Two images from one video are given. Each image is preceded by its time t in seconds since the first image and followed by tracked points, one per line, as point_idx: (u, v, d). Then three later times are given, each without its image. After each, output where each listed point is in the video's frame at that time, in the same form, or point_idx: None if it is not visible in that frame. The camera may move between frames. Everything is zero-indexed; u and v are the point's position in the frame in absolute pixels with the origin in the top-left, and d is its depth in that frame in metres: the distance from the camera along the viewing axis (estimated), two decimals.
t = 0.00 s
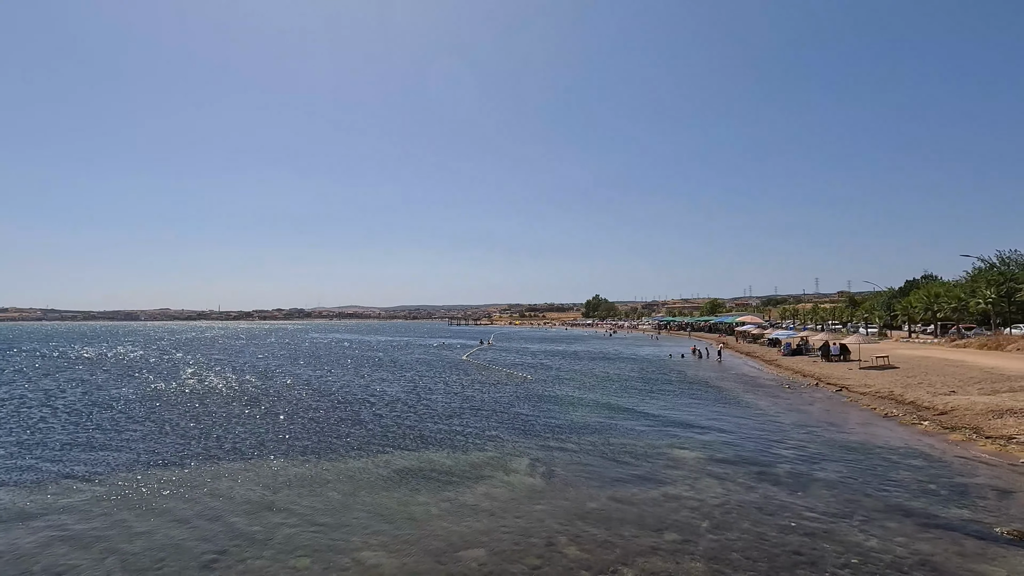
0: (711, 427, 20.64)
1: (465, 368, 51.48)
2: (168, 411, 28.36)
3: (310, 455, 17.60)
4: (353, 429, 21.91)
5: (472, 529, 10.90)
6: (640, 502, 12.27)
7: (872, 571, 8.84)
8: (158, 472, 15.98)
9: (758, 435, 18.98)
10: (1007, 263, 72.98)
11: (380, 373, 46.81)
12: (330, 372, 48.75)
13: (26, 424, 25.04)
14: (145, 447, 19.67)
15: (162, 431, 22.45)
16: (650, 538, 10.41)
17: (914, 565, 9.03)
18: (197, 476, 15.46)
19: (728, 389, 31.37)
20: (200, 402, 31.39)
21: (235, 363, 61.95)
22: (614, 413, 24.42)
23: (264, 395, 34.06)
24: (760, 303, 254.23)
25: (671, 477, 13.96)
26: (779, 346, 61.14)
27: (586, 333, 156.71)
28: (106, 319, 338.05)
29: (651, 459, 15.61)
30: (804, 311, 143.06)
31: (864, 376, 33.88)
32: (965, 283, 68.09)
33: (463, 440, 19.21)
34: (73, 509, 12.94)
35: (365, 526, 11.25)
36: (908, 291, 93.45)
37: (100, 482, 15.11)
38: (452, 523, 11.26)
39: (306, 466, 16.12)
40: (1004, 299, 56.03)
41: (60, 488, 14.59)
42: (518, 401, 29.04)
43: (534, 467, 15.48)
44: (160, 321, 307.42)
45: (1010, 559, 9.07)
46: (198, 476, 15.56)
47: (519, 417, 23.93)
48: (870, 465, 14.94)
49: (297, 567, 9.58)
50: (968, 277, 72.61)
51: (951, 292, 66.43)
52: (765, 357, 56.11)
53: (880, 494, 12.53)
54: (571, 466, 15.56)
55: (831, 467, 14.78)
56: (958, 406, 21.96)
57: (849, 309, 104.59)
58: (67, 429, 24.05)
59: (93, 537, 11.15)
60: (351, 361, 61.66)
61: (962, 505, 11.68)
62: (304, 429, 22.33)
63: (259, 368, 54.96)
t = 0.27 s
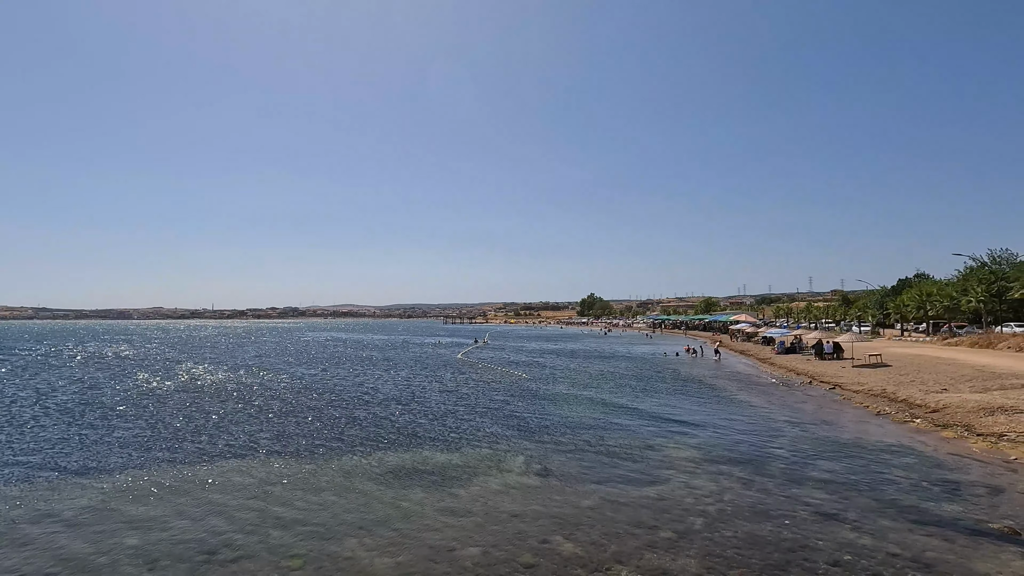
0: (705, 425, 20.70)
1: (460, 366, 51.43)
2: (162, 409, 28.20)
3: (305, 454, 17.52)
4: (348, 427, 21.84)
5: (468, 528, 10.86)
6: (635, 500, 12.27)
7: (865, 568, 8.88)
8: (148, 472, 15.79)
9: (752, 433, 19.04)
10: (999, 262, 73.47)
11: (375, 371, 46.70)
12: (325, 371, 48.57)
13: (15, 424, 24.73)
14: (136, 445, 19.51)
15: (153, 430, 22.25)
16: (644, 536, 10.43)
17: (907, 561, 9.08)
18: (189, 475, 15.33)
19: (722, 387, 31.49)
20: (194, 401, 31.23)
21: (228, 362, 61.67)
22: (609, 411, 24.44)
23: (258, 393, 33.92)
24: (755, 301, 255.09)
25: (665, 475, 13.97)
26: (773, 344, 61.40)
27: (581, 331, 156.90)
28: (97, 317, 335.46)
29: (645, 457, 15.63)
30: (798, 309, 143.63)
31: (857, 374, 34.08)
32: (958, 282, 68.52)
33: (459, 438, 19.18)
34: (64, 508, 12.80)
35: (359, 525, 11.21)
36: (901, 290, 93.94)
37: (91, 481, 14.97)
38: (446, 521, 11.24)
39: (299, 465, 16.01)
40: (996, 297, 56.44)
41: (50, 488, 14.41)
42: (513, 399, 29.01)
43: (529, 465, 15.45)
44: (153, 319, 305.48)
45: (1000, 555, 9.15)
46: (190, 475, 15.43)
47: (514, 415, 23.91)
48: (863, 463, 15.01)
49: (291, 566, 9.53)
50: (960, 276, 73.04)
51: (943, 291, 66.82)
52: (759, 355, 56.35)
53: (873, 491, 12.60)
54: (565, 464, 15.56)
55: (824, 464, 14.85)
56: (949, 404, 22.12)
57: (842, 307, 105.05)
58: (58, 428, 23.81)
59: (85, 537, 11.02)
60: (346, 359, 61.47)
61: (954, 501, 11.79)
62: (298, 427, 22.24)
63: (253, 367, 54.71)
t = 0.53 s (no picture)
0: (699, 423, 20.78)
1: (455, 365, 51.33)
2: (155, 408, 28.03)
3: (299, 453, 17.44)
4: (343, 425, 21.77)
5: (462, 526, 10.85)
6: (629, 497, 12.31)
7: (857, 564, 8.95)
8: (140, 472, 15.69)
9: (745, 431, 19.13)
10: (989, 261, 74.10)
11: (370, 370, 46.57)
12: (319, 369, 48.38)
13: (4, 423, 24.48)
14: (128, 444, 19.38)
15: (146, 429, 22.12)
16: (638, 531, 10.46)
17: (898, 557, 9.15)
18: (180, 474, 15.25)
19: (715, 386, 31.63)
20: (187, 399, 31.05)
21: (222, 360, 61.35)
22: (604, 409, 24.48)
23: (252, 392, 33.72)
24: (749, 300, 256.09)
25: (659, 473, 14.02)
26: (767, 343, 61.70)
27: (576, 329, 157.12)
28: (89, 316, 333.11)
29: (638, 456, 15.70)
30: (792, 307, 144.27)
31: (849, 372, 34.31)
32: (949, 281, 69.03)
33: (454, 436, 19.16)
34: (53, 508, 12.65)
35: (354, 523, 11.19)
36: (893, 288, 94.51)
37: (79, 481, 14.79)
38: (441, 519, 11.24)
39: (292, 464, 15.99)
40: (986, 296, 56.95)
41: (40, 487, 14.27)
42: (509, 397, 29.00)
43: (524, 463, 15.46)
44: (145, 318, 303.19)
45: (990, 551, 9.24)
46: (180, 474, 15.33)
47: (509, 414, 23.89)
48: (855, 460, 15.11)
49: (284, 564, 9.50)
50: (952, 274, 73.58)
51: (935, 289, 67.31)
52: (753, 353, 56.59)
53: (865, 488, 12.69)
54: (559, 462, 15.62)
55: (817, 462, 14.95)
56: (940, 402, 22.30)
57: (835, 305, 105.61)
58: (48, 426, 23.61)
59: (74, 537, 10.91)
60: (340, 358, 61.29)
61: (944, 498, 11.89)
62: (293, 426, 22.15)
63: (247, 365, 54.44)
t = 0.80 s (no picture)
0: (693, 421, 20.88)
1: (449, 363, 51.32)
2: (148, 407, 27.91)
3: (292, 452, 17.38)
4: (337, 425, 21.72)
5: (456, 524, 10.89)
6: (622, 494, 12.39)
7: (847, 561, 9.01)
8: (132, 471, 15.59)
9: (738, 429, 19.23)
10: (980, 260, 74.80)
11: (364, 369, 46.49)
12: (313, 368, 48.24)
13: None
14: (120, 444, 19.24)
15: (138, 429, 21.96)
16: (631, 527, 10.53)
17: (887, 554, 9.23)
18: (172, 474, 15.16)
19: (709, 385, 31.79)
20: (180, 398, 30.92)
21: (215, 359, 61.07)
22: (598, 408, 24.55)
23: (245, 391, 33.60)
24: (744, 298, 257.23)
25: (652, 471, 14.11)
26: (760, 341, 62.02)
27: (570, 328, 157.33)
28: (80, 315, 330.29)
29: (632, 454, 15.79)
30: (785, 306, 145.06)
31: (841, 370, 34.54)
32: (940, 280, 69.60)
33: (448, 435, 19.16)
34: (44, 508, 12.57)
35: (347, 523, 11.17)
36: (885, 287, 95.21)
37: (70, 481, 14.67)
38: (435, 518, 11.24)
39: (286, 463, 15.96)
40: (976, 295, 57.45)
41: (30, 487, 14.15)
42: (504, 396, 29.03)
43: (518, 462, 15.48)
44: (136, 317, 300.93)
45: (979, 548, 9.32)
46: (173, 473, 15.26)
47: (504, 413, 23.92)
48: (847, 458, 15.22)
49: (279, 563, 9.51)
50: (943, 273, 74.18)
51: (926, 288, 67.85)
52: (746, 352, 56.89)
53: (855, 485, 12.83)
54: (553, 460, 15.70)
55: (809, 459, 15.06)
56: (931, 400, 22.49)
57: (828, 304, 106.27)
58: (38, 425, 23.39)
59: (66, 537, 10.86)
60: (334, 357, 61.13)
61: (933, 495, 12.05)
62: (287, 425, 22.09)
63: (241, 364, 54.21)
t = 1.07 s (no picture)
0: (686, 420, 20.95)
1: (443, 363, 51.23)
2: (138, 407, 27.64)
3: (285, 451, 17.28)
4: (330, 424, 21.63)
5: (448, 524, 10.85)
6: (615, 493, 12.39)
7: (839, 559, 9.06)
8: (120, 471, 15.40)
9: (731, 428, 19.30)
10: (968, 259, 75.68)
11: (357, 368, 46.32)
12: (307, 367, 48.02)
13: None
14: (108, 444, 19.01)
15: (126, 429, 21.70)
16: (624, 526, 10.52)
17: (878, 552, 9.28)
18: (161, 474, 14.98)
19: (701, 384, 31.88)
20: (172, 398, 30.68)
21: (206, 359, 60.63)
22: (592, 407, 24.60)
23: (237, 391, 33.39)
24: (737, 297, 258.53)
25: (645, 470, 14.12)
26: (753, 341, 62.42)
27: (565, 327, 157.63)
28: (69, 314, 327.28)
29: (625, 453, 15.80)
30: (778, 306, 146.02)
31: (833, 369, 34.81)
32: (930, 279, 70.30)
33: (442, 435, 19.10)
34: (30, 509, 12.38)
35: (341, 522, 11.09)
36: (876, 287, 96.08)
37: (57, 482, 14.47)
38: (428, 517, 11.19)
39: (277, 463, 15.84)
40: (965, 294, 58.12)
41: (16, 488, 13.94)
42: (498, 395, 29.03)
43: (512, 461, 15.47)
44: (127, 317, 298.33)
45: (968, 544, 9.41)
46: (163, 474, 15.09)
47: (497, 411, 23.88)
48: (838, 456, 15.32)
49: (270, 564, 9.42)
50: (932, 273, 74.93)
51: (916, 288, 68.54)
52: (739, 351, 57.17)
53: (846, 483, 12.90)
54: (546, 459, 15.68)
55: (801, 458, 15.13)
56: (921, 398, 22.69)
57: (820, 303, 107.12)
58: (25, 425, 23.07)
59: (53, 539, 10.70)
60: (328, 356, 60.93)
61: (923, 492, 12.13)
62: (279, 424, 21.95)
63: (233, 364, 53.89)
